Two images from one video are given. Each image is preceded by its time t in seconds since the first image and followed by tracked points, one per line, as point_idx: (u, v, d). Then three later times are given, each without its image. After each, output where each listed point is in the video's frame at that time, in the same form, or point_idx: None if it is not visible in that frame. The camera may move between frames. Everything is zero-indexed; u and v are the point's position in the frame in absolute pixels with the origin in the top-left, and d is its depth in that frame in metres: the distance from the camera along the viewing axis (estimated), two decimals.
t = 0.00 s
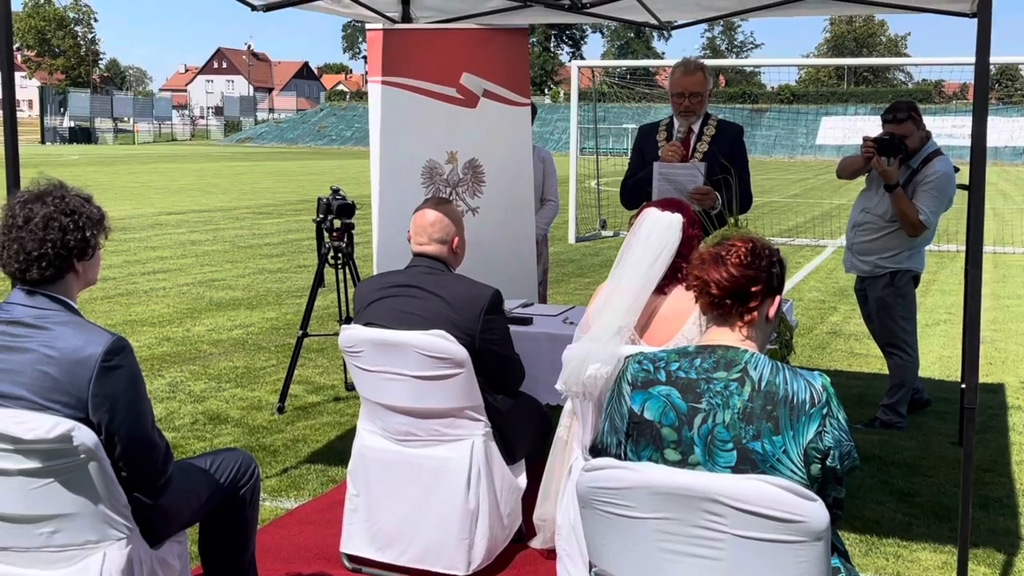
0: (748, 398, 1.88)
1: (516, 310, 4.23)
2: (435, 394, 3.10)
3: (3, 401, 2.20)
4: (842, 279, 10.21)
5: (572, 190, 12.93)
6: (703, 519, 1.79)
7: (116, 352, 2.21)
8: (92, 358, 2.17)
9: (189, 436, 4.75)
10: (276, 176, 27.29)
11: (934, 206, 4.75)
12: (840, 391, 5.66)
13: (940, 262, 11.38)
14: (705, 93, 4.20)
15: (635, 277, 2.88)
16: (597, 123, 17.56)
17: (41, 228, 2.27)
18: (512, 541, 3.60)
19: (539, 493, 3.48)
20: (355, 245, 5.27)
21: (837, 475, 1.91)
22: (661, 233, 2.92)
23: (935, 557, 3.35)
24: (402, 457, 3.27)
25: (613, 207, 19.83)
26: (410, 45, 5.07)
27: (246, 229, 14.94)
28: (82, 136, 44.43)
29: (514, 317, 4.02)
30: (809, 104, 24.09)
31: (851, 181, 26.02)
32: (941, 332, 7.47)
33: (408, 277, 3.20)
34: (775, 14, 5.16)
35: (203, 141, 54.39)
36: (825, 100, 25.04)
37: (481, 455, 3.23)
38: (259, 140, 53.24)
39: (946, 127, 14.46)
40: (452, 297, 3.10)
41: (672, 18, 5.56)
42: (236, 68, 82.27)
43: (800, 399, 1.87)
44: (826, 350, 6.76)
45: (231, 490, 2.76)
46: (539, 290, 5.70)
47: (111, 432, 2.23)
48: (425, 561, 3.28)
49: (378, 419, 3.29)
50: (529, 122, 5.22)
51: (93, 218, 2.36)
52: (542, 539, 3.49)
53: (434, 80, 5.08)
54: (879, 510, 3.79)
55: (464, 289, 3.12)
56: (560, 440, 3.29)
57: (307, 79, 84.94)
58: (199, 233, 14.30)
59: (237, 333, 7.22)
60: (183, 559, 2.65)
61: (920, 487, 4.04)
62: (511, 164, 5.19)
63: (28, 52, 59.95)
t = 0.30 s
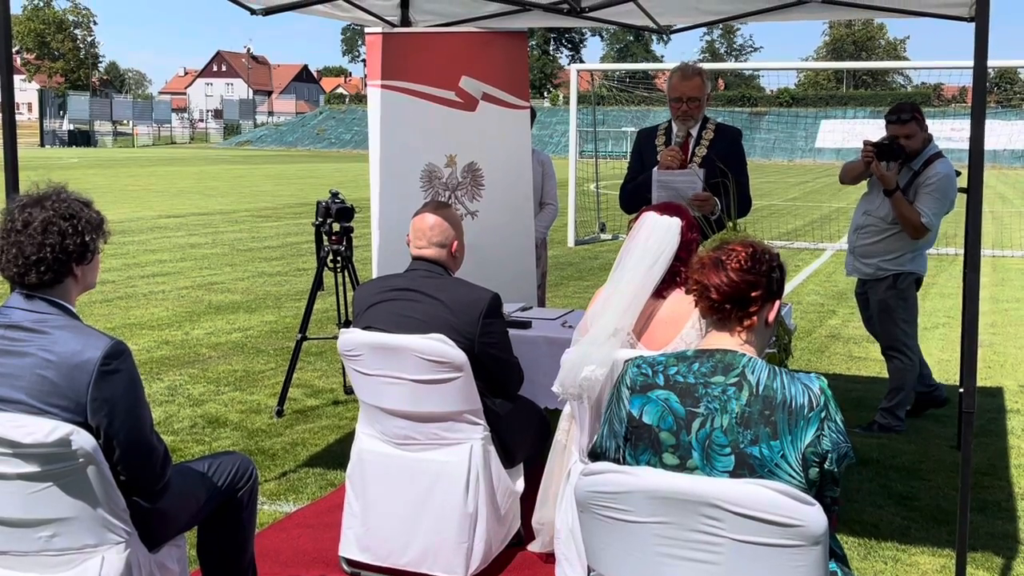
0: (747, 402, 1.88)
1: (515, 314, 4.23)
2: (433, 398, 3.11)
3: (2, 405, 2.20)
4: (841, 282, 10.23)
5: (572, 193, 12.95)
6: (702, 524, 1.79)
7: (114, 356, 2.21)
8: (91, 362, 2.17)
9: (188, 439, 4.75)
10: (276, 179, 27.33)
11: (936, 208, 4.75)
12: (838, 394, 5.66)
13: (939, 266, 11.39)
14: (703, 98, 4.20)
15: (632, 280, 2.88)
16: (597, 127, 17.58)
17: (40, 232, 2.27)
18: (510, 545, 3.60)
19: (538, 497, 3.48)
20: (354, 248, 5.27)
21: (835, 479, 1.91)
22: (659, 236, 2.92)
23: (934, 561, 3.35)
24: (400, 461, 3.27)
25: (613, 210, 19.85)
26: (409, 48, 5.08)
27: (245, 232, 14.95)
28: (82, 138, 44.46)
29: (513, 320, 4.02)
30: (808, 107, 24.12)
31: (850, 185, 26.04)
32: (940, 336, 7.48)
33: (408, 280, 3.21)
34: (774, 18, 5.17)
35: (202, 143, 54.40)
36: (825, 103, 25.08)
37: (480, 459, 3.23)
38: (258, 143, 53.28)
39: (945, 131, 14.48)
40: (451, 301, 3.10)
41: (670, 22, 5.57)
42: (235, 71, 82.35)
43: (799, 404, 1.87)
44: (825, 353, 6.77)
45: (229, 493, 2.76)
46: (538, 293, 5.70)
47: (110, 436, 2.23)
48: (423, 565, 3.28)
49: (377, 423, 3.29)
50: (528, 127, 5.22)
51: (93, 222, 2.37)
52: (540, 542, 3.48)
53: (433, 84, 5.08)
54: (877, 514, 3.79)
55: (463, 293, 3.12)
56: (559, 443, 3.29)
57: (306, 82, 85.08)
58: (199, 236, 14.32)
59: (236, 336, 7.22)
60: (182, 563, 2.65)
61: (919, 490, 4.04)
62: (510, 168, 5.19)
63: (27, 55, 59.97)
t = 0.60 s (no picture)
0: (745, 405, 1.89)
1: (515, 317, 4.24)
2: (433, 401, 3.11)
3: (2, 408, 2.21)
4: (840, 285, 10.23)
5: (571, 196, 12.95)
6: (701, 526, 1.79)
7: (114, 359, 2.22)
8: (91, 365, 2.18)
9: (188, 443, 4.74)
10: (276, 182, 27.32)
11: (952, 205, 4.75)
12: (838, 397, 5.66)
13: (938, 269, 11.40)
14: (702, 102, 4.20)
15: (633, 283, 2.88)
16: (596, 129, 17.62)
17: (38, 236, 2.27)
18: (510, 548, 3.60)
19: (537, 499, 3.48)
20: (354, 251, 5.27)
21: (833, 482, 1.92)
22: (659, 240, 2.93)
23: (934, 564, 3.36)
24: (401, 464, 3.27)
25: (612, 213, 19.87)
26: (409, 51, 5.08)
27: (244, 235, 14.96)
28: (82, 142, 44.48)
29: (512, 323, 4.02)
30: (807, 110, 24.16)
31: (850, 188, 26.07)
32: (939, 338, 7.49)
33: (408, 284, 3.21)
34: (772, 21, 5.18)
35: (202, 147, 54.43)
36: (824, 106, 25.11)
37: (480, 461, 3.24)
38: (258, 146, 53.28)
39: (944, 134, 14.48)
40: (451, 304, 3.10)
41: (670, 26, 5.58)
42: (235, 74, 82.47)
43: (797, 407, 1.88)
44: (824, 356, 6.77)
45: (229, 496, 2.76)
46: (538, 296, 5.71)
47: (110, 439, 2.24)
48: (424, 568, 3.27)
49: (377, 426, 3.30)
50: (527, 130, 5.21)
51: (92, 226, 2.37)
52: (540, 545, 3.49)
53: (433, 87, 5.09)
54: (877, 517, 3.79)
55: (463, 296, 3.13)
56: (559, 446, 3.30)
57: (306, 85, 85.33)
58: (198, 239, 14.31)
59: (236, 339, 7.22)
60: (182, 565, 2.66)
61: (918, 493, 4.04)
62: (509, 171, 5.19)
63: (27, 59, 59.99)
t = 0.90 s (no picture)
0: (746, 408, 1.89)
1: (515, 321, 4.24)
2: (434, 404, 3.11)
3: (3, 412, 2.21)
4: (841, 288, 10.23)
5: (572, 199, 12.96)
6: (703, 529, 1.80)
7: (117, 363, 2.22)
8: (93, 368, 2.18)
9: (188, 446, 4.74)
10: (276, 186, 27.33)
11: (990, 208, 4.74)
12: (838, 401, 5.66)
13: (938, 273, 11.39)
14: (702, 102, 4.22)
15: (633, 287, 2.89)
16: (596, 133, 17.63)
17: (38, 239, 2.27)
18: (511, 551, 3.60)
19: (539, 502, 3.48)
20: (355, 255, 5.27)
21: (834, 483, 1.92)
22: (659, 243, 2.93)
23: (934, 567, 3.35)
24: (401, 467, 3.27)
25: (612, 217, 19.87)
26: (409, 56, 5.09)
27: (244, 239, 14.95)
28: (81, 146, 44.50)
29: (513, 327, 4.02)
30: (807, 114, 24.17)
31: (850, 192, 26.07)
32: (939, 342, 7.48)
33: (409, 287, 3.21)
34: (772, 25, 5.19)
35: (202, 151, 54.43)
36: (824, 109, 25.13)
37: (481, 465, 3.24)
38: (258, 150, 53.32)
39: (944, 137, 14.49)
40: (451, 307, 3.11)
41: (670, 29, 5.58)
42: (235, 78, 82.57)
43: (798, 409, 1.88)
44: (825, 359, 6.77)
45: (230, 500, 2.76)
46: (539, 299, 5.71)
47: (111, 443, 2.24)
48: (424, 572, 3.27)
49: (378, 430, 3.30)
50: (528, 133, 5.21)
51: (93, 229, 2.37)
52: (542, 548, 3.49)
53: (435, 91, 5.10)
54: (877, 520, 3.79)
55: (463, 300, 3.13)
56: (559, 449, 3.30)
57: (306, 89, 85.41)
58: (199, 243, 14.32)
59: (236, 343, 7.22)
60: (184, 569, 2.65)
61: (919, 497, 4.04)
62: (510, 174, 5.18)
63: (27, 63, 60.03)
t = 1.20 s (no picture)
0: (753, 408, 1.89)
1: (520, 322, 4.24)
2: (439, 405, 3.12)
3: (10, 412, 2.21)
4: (844, 291, 10.23)
5: (575, 202, 12.96)
6: (710, 529, 1.79)
7: (122, 363, 2.22)
8: (99, 368, 2.18)
9: (193, 447, 4.75)
10: (278, 189, 27.35)
11: None
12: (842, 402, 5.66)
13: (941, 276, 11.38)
14: (707, 103, 4.22)
15: (638, 287, 2.89)
16: (598, 135, 17.66)
17: (35, 238, 2.29)
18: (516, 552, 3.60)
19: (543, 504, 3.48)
20: (358, 257, 5.28)
21: (841, 483, 1.92)
22: (664, 244, 2.93)
23: (940, 568, 3.35)
24: (406, 468, 3.27)
25: (615, 219, 19.89)
26: (413, 58, 5.11)
27: (247, 242, 14.98)
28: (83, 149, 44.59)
29: (517, 328, 4.02)
30: (809, 117, 24.18)
31: (852, 195, 26.06)
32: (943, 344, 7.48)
33: (414, 288, 3.22)
34: (774, 27, 5.19)
35: (204, 154, 54.53)
36: (826, 112, 25.14)
37: (485, 466, 3.24)
38: (260, 153, 53.37)
39: (946, 139, 14.49)
40: (456, 308, 3.11)
41: (673, 31, 5.59)
42: (237, 82, 82.72)
43: (804, 408, 1.88)
44: (828, 361, 6.77)
45: (237, 502, 2.76)
46: (542, 301, 5.71)
47: (118, 442, 2.24)
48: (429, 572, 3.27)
49: (383, 431, 3.30)
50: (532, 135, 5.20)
51: (95, 231, 2.35)
52: (546, 550, 3.49)
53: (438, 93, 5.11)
54: (882, 521, 3.79)
55: (468, 301, 3.14)
56: (564, 451, 3.30)
57: (307, 92, 85.55)
58: (202, 246, 14.33)
59: (240, 345, 7.23)
60: (190, 569, 2.65)
61: (924, 498, 4.04)
62: (513, 175, 5.18)
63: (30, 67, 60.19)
